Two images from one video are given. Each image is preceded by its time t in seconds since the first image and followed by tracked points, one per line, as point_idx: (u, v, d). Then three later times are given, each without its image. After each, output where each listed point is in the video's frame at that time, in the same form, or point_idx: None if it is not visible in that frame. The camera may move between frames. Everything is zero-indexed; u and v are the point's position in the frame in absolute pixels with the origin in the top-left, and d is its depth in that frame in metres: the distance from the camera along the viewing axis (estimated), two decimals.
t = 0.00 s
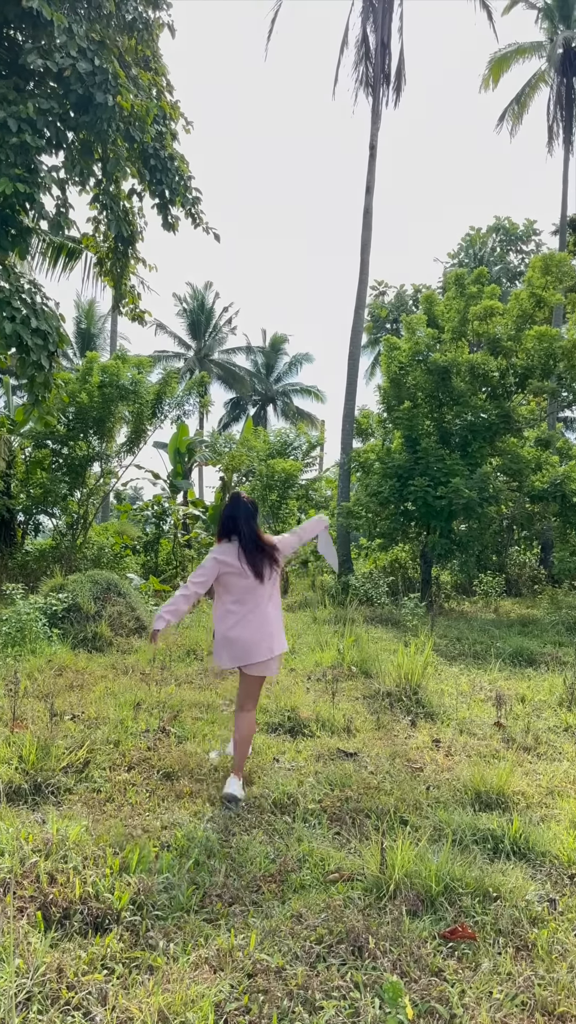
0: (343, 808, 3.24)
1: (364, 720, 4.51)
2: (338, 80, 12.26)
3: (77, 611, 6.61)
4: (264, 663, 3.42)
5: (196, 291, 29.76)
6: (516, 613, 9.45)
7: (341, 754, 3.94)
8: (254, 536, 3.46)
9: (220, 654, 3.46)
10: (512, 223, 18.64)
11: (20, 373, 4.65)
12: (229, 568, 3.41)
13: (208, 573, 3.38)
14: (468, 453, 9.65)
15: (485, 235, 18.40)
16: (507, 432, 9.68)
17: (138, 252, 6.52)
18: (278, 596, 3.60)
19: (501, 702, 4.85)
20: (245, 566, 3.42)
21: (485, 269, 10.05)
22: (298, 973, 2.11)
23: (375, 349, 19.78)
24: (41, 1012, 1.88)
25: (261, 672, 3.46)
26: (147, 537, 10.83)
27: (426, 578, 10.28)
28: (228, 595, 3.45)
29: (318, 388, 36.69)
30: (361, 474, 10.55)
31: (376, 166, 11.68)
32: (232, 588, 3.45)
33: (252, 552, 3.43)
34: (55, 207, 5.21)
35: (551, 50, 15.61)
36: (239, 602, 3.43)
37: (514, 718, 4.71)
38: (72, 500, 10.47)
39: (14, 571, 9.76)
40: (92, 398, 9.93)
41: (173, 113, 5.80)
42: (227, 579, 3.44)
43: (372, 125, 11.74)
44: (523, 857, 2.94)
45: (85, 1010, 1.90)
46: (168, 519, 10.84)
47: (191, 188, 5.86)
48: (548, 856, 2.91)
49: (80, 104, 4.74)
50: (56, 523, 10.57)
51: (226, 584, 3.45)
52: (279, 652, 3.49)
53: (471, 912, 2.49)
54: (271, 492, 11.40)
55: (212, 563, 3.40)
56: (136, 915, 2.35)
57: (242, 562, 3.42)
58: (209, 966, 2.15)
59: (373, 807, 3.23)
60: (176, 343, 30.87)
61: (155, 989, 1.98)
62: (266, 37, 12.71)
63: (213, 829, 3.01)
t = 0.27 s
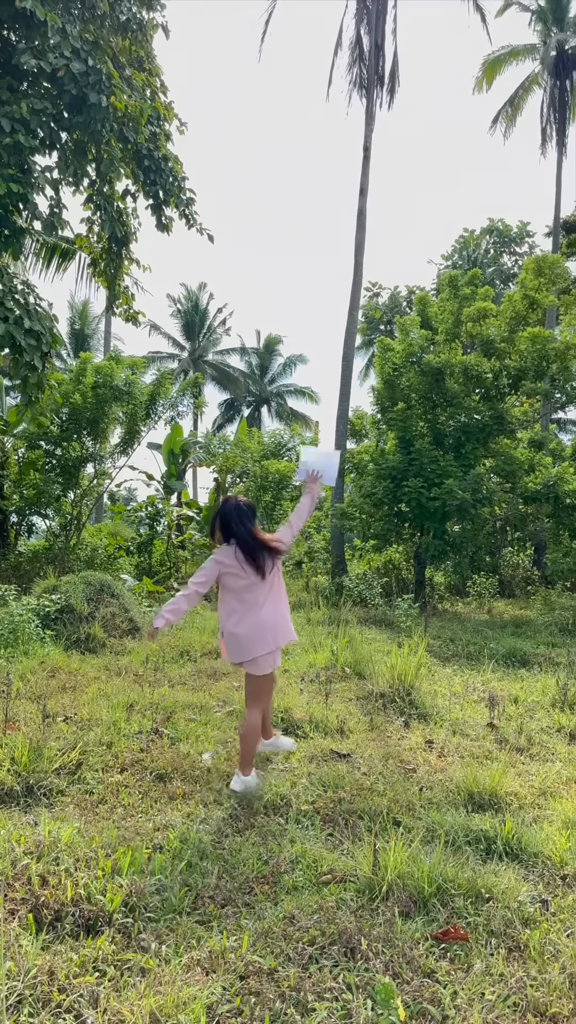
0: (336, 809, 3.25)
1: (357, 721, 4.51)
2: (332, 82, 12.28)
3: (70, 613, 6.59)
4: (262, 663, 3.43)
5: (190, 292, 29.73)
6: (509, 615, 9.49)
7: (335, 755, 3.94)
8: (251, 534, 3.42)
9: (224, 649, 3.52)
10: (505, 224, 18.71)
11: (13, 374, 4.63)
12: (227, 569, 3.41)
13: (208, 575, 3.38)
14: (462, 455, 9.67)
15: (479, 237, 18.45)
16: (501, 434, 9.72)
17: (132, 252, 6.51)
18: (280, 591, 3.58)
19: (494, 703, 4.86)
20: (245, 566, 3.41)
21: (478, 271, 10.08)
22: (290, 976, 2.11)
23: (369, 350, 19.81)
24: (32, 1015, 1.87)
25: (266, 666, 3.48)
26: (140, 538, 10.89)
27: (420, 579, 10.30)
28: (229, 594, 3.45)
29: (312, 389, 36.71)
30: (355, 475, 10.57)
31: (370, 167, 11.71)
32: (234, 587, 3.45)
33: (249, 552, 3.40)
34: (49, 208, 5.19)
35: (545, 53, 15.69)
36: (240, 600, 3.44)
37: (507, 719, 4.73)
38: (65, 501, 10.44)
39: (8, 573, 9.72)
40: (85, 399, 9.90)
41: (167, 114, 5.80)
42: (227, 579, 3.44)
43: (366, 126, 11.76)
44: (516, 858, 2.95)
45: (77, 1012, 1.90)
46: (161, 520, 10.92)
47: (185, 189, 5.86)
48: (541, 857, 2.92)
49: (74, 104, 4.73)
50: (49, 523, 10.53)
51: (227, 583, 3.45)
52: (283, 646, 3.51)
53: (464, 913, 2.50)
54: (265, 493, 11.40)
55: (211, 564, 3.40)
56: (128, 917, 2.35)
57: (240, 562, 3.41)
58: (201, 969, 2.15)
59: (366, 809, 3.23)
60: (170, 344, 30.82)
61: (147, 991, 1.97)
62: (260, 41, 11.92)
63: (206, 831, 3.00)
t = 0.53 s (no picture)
0: (330, 810, 3.25)
1: (351, 722, 4.51)
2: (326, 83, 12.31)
3: (64, 613, 6.57)
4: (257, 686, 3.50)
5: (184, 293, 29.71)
6: (503, 615, 9.52)
7: (329, 756, 3.94)
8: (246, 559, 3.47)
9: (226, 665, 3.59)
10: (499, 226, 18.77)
11: (7, 374, 4.62)
12: (224, 595, 3.49)
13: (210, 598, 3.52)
14: (456, 456, 9.70)
15: (473, 238, 18.52)
16: (495, 435, 9.75)
17: (126, 253, 6.50)
18: (282, 611, 3.59)
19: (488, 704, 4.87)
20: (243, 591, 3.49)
21: (472, 273, 10.11)
22: (283, 977, 2.11)
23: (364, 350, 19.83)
24: (23, 1018, 1.86)
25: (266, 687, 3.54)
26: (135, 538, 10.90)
27: (414, 580, 10.32)
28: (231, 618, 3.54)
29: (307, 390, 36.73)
30: (349, 476, 10.57)
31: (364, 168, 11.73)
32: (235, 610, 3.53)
33: (245, 575, 3.47)
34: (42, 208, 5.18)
35: (538, 55, 15.76)
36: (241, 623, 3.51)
37: (500, 720, 4.74)
38: (59, 501, 10.41)
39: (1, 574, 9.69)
40: (79, 399, 9.88)
41: (161, 114, 5.79)
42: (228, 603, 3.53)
43: (360, 128, 11.79)
44: (509, 859, 2.96)
45: (69, 1015, 1.89)
46: (156, 520, 10.90)
47: (179, 189, 5.85)
48: (534, 857, 2.93)
49: (68, 105, 4.73)
50: (43, 524, 10.49)
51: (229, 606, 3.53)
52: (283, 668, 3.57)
53: (457, 914, 2.50)
54: (259, 494, 11.40)
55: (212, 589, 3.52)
56: (121, 919, 2.34)
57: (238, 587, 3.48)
58: (194, 970, 2.15)
59: (360, 809, 3.23)
60: (164, 345, 30.79)
61: (140, 994, 1.97)
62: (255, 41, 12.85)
63: (199, 833, 2.99)
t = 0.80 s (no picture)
0: (325, 812, 3.25)
1: (347, 723, 4.52)
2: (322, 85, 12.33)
3: (59, 615, 6.56)
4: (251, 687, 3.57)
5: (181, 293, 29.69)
6: (498, 616, 9.54)
7: (324, 757, 3.94)
8: (232, 562, 3.65)
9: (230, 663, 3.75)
10: (495, 227, 18.82)
11: (2, 374, 4.60)
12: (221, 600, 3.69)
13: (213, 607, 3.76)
14: (452, 457, 9.72)
15: (469, 240, 18.56)
16: (490, 436, 9.76)
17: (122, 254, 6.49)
18: (273, 616, 3.63)
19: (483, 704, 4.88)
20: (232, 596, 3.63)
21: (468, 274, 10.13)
22: (278, 979, 2.12)
23: (360, 351, 19.84)
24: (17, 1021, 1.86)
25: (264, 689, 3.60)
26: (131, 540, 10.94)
27: (410, 581, 10.33)
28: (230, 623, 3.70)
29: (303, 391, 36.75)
30: (345, 477, 10.58)
31: (360, 170, 11.75)
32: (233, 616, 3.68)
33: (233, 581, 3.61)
34: (38, 208, 5.17)
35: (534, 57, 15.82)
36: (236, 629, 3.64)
37: (495, 720, 4.75)
38: (55, 502, 10.39)
39: None
40: (75, 400, 9.86)
41: (157, 115, 5.79)
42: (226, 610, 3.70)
43: (356, 129, 11.81)
44: (504, 859, 2.96)
45: (62, 1017, 1.89)
46: (151, 521, 10.97)
47: (175, 190, 5.85)
48: (529, 858, 2.93)
49: (63, 106, 4.72)
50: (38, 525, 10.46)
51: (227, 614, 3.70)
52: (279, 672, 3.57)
53: (452, 915, 2.50)
54: (255, 495, 11.40)
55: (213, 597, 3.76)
56: (115, 920, 2.34)
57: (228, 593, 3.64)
58: (188, 972, 2.15)
59: (355, 811, 3.23)
60: (161, 345, 30.76)
61: (134, 996, 1.97)
62: (250, 40, 13.13)
63: (194, 835, 2.99)
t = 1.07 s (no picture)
0: (323, 813, 3.25)
1: (345, 724, 4.52)
2: (321, 85, 12.35)
3: (57, 616, 6.55)
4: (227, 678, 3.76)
5: (179, 294, 29.70)
6: (497, 617, 9.55)
7: (322, 758, 3.94)
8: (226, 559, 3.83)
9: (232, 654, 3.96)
10: (494, 228, 18.83)
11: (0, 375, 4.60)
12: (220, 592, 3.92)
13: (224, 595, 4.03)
14: (450, 458, 9.72)
15: (468, 241, 18.56)
16: (489, 437, 9.77)
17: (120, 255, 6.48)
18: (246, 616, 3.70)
19: (482, 705, 4.88)
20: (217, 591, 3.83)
21: (466, 275, 10.14)
22: (275, 980, 2.12)
23: (359, 352, 19.85)
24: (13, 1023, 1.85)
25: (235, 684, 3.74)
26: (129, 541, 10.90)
27: (409, 582, 10.34)
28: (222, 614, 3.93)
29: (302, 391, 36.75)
30: (344, 478, 10.59)
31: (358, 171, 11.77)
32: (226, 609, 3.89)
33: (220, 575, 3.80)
34: (36, 210, 5.17)
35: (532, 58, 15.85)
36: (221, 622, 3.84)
37: (494, 721, 4.75)
38: (53, 503, 10.38)
39: None
40: (74, 401, 9.86)
41: (155, 116, 5.79)
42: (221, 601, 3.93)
43: (355, 130, 11.82)
44: (502, 860, 2.96)
45: (59, 1019, 1.88)
46: (150, 523, 10.92)
47: (174, 191, 5.85)
48: (527, 859, 2.93)
49: (61, 106, 4.72)
50: (37, 526, 10.46)
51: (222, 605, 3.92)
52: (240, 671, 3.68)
53: (450, 916, 2.50)
54: (254, 496, 11.40)
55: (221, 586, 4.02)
56: (112, 922, 2.34)
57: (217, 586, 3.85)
58: (186, 974, 2.15)
59: (353, 812, 3.24)
60: (159, 346, 30.76)
61: (131, 998, 1.97)
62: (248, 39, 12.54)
63: (192, 836, 2.99)
